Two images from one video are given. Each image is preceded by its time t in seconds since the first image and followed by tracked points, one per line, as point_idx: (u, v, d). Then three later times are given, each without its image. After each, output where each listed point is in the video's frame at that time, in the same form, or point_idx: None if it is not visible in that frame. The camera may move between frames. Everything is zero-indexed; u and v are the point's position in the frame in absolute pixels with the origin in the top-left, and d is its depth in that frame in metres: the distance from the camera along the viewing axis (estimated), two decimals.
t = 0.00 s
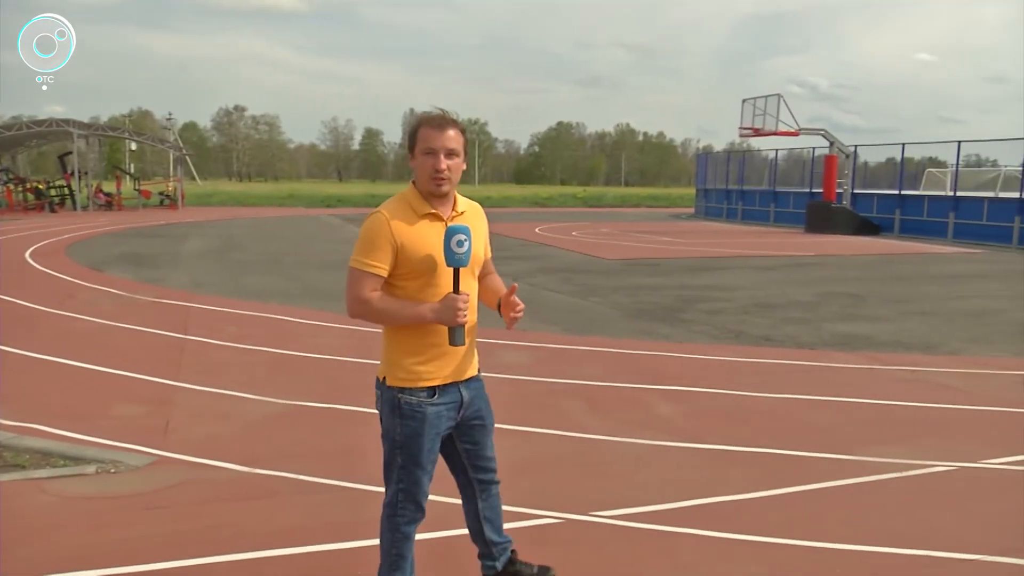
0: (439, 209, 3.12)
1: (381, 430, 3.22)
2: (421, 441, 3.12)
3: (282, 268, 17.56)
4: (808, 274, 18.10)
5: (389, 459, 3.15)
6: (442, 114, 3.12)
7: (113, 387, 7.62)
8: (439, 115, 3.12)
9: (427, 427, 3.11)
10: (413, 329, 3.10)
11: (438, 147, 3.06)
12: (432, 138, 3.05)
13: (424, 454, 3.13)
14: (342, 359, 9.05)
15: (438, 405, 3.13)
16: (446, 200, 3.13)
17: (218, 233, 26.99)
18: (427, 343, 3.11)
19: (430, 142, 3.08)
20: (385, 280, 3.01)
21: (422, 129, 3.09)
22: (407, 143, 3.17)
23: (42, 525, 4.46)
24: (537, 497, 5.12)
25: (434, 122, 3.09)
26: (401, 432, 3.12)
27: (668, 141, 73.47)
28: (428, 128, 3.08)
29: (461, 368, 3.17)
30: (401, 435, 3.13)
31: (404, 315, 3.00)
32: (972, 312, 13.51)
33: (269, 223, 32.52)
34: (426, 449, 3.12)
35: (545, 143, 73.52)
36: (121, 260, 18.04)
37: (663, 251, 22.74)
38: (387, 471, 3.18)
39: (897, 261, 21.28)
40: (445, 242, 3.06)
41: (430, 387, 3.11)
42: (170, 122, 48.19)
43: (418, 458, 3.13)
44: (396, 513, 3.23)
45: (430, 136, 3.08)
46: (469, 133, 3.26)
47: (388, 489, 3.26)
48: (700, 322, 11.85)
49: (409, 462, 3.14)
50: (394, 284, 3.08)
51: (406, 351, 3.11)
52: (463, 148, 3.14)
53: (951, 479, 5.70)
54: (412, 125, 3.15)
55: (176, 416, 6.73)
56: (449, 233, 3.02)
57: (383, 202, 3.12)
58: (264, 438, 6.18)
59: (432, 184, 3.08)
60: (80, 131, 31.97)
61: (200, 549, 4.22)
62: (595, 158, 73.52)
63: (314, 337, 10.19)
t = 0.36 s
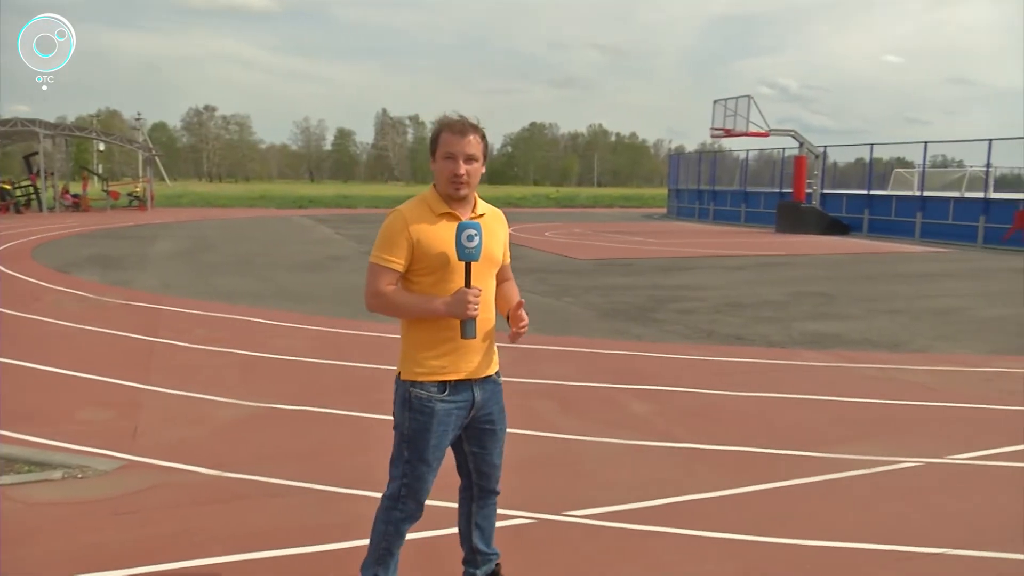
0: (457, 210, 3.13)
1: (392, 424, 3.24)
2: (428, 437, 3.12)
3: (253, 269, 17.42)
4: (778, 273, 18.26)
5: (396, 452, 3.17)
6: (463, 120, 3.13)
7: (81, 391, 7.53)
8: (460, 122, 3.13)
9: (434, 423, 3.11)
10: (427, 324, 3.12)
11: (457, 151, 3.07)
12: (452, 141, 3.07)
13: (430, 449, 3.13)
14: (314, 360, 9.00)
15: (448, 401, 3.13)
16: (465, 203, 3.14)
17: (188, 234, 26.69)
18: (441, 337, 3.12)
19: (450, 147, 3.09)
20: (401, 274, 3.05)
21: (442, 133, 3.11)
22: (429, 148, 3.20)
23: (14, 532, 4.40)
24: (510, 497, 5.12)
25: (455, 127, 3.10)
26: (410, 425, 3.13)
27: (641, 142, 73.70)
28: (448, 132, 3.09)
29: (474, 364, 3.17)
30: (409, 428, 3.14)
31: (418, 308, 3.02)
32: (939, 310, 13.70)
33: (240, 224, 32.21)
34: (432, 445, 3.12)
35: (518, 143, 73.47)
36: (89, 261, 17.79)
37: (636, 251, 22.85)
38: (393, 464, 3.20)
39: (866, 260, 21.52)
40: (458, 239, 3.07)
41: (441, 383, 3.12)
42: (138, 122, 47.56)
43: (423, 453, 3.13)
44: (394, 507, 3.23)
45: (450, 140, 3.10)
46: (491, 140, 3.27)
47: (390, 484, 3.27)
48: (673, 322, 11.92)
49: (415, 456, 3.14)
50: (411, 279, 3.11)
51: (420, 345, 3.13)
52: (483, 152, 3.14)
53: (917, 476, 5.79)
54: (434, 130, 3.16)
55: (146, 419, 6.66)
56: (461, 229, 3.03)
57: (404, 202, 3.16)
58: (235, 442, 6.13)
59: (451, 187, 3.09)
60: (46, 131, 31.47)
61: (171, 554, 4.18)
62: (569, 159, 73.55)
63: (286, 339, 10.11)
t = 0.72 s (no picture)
0: (450, 208, 3.14)
1: (388, 420, 3.19)
2: (422, 426, 3.08)
3: (203, 272, 17.14)
4: (729, 272, 18.52)
5: (395, 447, 3.11)
6: (462, 121, 3.14)
7: (24, 398, 7.32)
8: (459, 123, 3.14)
9: (427, 411, 3.07)
10: (416, 318, 3.11)
11: (456, 150, 3.08)
12: (452, 141, 3.07)
13: (426, 439, 3.08)
14: (265, 363, 8.87)
15: (438, 391, 3.10)
16: (458, 201, 3.15)
17: (137, 236, 26.18)
18: (431, 332, 3.11)
19: (449, 147, 3.09)
20: (394, 268, 3.04)
21: (442, 132, 3.11)
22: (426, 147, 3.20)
23: None
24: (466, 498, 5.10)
25: (455, 128, 3.11)
26: (405, 418, 3.09)
27: (594, 143, 74.09)
28: (450, 132, 3.09)
29: (463, 358, 3.16)
30: (403, 420, 3.09)
31: (410, 302, 3.00)
32: (884, 307, 14.03)
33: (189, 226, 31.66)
34: (428, 434, 3.08)
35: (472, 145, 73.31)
36: (31, 265, 17.33)
37: (589, 251, 22.99)
38: (392, 457, 3.14)
39: (815, 259, 21.94)
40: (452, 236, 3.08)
41: (431, 373, 3.10)
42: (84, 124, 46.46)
43: (420, 444, 3.08)
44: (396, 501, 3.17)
45: (449, 140, 3.10)
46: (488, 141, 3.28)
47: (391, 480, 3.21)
48: (626, 321, 12.03)
49: (413, 448, 3.09)
50: (402, 274, 3.10)
51: (410, 338, 3.11)
52: (479, 154, 3.16)
53: (865, 469, 5.91)
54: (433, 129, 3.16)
55: (92, 427, 6.50)
56: (454, 226, 3.03)
57: (399, 198, 3.15)
58: (185, 448, 6.01)
59: (448, 186, 3.10)
60: None
61: (118, 565, 4.08)
62: (523, 159, 73.51)
63: (237, 342, 9.96)
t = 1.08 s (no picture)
0: (430, 212, 3.14)
1: (376, 430, 3.14)
2: (418, 427, 3.07)
3: (154, 275, 16.82)
4: (685, 272, 18.72)
5: (395, 453, 3.08)
6: (442, 124, 3.16)
7: None
8: (439, 126, 3.16)
9: (420, 413, 3.07)
10: (396, 323, 3.08)
11: (437, 155, 3.10)
12: (433, 144, 3.09)
13: (424, 439, 3.07)
14: (219, 368, 8.74)
15: (425, 392, 3.10)
16: (438, 205, 3.16)
17: (85, 238, 25.57)
18: (410, 336, 3.09)
19: (430, 150, 3.11)
20: (373, 272, 3.01)
21: (423, 136, 3.13)
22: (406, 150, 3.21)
23: None
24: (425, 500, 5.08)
25: (436, 131, 3.13)
26: (399, 423, 3.07)
27: (551, 143, 74.28)
28: (430, 136, 3.12)
29: (442, 361, 3.16)
30: (398, 425, 3.06)
31: (390, 307, 2.97)
32: (836, 305, 14.30)
33: (140, 228, 31.04)
34: (426, 433, 3.07)
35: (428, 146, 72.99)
36: None
37: (547, 252, 23.05)
38: (395, 465, 3.10)
39: (769, 258, 22.27)
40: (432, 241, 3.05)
41: (416, 376, 3.09)
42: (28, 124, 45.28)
43: (420, 443, 3.07)
44: (419, 507, 3.11)
45: (430, 144, 3.12)
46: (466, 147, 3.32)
47: (401, 490, 3.16)
48: (584, 321, 12.09)
49: (415, 450, 3.07)
50: (381, 278, 3.06)
51: (391, 343, 3.09)
52: (459, 158, 3.19)
53: (817, 464, 6.01)
54: (412, 132, 3.18)
55: (39, 434, 6.33)
56: (435, 231, 3.01)
57: (378, 202, 3.14)
58: (137, 455, 5.88)
59: (429, 190, 3.10)
60: None
61: None
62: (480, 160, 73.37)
63: (190, 346, 9.79)
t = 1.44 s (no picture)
0: (416, 216, 3.11)
1: (374, 440, 3.10)
2: (421, 440, 3.05)
3: (105, 278, 16.48)
4: (642, 271, 18.85)
5: (394, 464, 3.05)
6: (418, 125, 3.13)
7: None
8: (415, 126, 3.13)
9: (424, 425, 3.04)
10: (396, 335, 3.06)
11: (417, 157, 3.07)
12: (411, 147, 3.06)
13: (426, 451, 3.06)
14: (172, 372, 8.58)
15: (428, 403, 3.08)
16: (422, 208, 3.13)
17: (32, 241, 24.97)
18: (411, 345, 3.07)
19: (409, 153, 3.08)
20: (368, 287, 2.98)
21: (400, 139, 3.09)
22: (383, 155, 3.17)
23: None
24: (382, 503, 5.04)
25: (411, 133, 3.10)
26: (402, 435, 3.04)
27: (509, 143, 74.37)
28: (408, 138, 3.08)
29: (441, 368, 3.15)
30: (401, 438, 3.04)
31: (391, 319, 2.96)
32: (791, 303, 14.52)
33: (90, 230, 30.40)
34: (427, 447, 3.06)
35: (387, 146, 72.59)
36: None
37: (506, 252, 23.07)
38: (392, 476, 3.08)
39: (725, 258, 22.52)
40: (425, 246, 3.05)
41: (420, 387, 3.07)
42: None
43: (422, 457, 3.05)
44: (413, 519, 3.11)
45: (408, 147, 3.08)
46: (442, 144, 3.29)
47: (395, 500, 3.14)
48: (543, 321, 12.12)
49: (415, 463, 3.05)
50: (376, 291, 3.03)
51: (391, 354, 3.06)
52: (438, 158, 3.16)
53: (772, 461, 6.10)
54: (388, 135, 3.14)
55: None
56: (428, 237, 3.01)
57: (361, 212, 3.10)
58: (87, 461, 5.76)
59: (412, 193, 3.07)
60: None
61: None
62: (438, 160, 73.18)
63: (143, 350, 9.62)
